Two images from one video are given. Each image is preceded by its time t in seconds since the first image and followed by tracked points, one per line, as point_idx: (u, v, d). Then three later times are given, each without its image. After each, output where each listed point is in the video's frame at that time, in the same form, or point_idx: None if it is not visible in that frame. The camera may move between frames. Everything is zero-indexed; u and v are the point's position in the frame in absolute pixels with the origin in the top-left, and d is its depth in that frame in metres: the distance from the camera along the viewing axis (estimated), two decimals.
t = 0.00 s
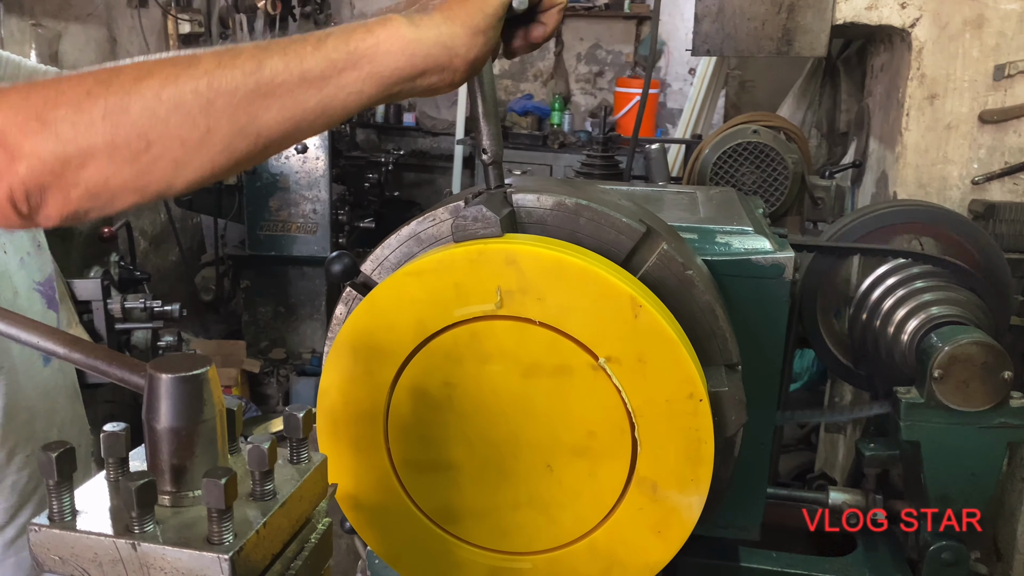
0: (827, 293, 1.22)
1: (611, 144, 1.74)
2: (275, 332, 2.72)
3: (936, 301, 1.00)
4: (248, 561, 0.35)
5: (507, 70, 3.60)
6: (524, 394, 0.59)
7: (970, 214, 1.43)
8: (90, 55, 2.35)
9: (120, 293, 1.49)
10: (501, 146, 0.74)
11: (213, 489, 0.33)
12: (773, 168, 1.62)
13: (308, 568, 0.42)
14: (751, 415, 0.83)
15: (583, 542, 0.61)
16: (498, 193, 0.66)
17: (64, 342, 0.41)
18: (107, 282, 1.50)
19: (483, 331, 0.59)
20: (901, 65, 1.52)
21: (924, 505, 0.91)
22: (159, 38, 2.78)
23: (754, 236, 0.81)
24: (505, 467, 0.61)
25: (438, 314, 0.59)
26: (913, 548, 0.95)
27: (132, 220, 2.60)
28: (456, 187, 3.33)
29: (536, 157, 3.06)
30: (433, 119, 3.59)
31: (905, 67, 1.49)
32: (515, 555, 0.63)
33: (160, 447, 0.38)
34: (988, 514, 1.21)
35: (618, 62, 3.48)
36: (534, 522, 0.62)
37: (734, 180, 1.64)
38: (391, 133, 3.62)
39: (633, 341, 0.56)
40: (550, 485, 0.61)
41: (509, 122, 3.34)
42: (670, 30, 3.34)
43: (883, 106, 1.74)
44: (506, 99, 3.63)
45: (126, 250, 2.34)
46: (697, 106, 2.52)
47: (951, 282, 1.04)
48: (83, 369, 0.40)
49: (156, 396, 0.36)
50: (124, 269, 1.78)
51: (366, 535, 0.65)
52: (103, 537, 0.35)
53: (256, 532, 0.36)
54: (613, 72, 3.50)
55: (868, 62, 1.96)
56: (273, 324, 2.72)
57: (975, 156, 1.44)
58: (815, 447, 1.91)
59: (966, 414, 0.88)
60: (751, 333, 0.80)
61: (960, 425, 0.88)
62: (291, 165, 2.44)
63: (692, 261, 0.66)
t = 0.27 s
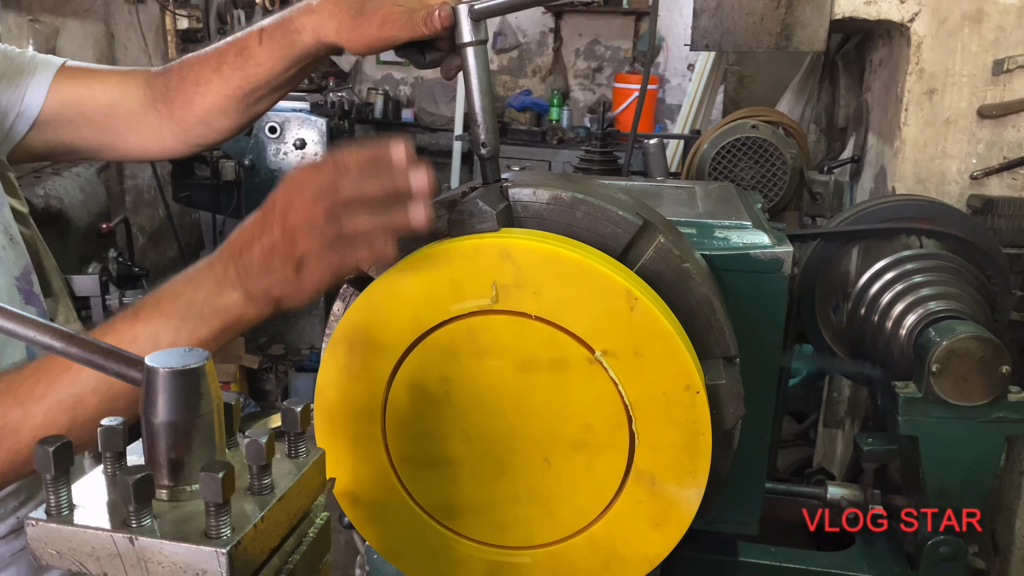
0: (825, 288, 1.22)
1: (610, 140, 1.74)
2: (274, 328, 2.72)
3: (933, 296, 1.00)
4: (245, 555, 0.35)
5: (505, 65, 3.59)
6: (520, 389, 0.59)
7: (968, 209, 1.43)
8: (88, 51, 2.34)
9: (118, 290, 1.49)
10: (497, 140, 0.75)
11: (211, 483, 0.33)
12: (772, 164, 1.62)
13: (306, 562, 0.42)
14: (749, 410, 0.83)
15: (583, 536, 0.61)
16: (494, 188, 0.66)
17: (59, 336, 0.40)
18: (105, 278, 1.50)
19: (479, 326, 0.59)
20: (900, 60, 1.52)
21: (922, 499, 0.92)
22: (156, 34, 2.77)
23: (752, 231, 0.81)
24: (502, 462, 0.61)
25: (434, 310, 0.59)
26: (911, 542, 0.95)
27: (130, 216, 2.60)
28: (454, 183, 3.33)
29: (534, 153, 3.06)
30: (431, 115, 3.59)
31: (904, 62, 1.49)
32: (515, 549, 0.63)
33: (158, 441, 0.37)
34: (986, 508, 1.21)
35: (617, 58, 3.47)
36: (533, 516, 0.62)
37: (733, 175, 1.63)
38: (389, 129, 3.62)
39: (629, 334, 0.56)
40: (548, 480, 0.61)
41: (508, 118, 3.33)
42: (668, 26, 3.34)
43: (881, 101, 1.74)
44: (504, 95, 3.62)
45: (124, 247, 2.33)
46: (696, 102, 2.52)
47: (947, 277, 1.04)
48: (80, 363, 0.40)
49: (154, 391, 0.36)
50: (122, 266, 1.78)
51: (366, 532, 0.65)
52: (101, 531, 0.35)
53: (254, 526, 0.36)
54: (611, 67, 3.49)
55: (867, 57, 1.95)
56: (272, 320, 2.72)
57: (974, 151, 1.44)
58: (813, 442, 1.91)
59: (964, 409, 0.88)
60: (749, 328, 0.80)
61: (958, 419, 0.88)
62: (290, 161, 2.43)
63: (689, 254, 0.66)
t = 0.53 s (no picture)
0: (825, 284, 1.22)
1: (610, 136, 1.74)
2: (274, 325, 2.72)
3: (933, 293, 1.00)
4: (246, 552, 0.35)
5: (505, 61, 3.58)
6: (521, 386, 0.60)
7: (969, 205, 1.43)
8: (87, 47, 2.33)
9: (118, 286, 1.49)
10: (497, 137, 0.74)
11: (212, 480, 0.33)
12: (772, 160, 1.62)
13: (306, 558, 0.42)
14: (749, 407, 0.83)
15: (582, 532, 0.61)
16: (493, 184, 0.66)
17: (60, 333, 0.40)
18: (106, 274, 1.50)
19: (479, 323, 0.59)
20: (900, 56, 1.51)
21: (921, 495, 0.92)
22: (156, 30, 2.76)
23: (752, 227, 0.81)
24: (502, 459, 0.61)
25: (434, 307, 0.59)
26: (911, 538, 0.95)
27: (130, 213, 2.60)
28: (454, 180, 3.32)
29: (534, 149, 3.05)
30: (431, 111, 3.58)
31: (904, 58, 1.49)
32: (514, 546, 0.63)
33: (159, 438, 0.38)
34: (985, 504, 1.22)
35: (617, 54, 3.47)
36: (533, 513, 0.62)
37: (733, 171, 1.63)
38: (389, 125, 3.61)
39: (629, 330, 0.57)
40: (548, 476, 0.61)
41: (508, 114, 3.33)
42: (668, 21, 3.33)
43: (881, 97, 1.73)
44: (504, 91, 3.61)
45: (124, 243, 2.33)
46: (697, 97, 2.51)
47: (947, 273, 1.04)
48: (81, 360, 0.40)
49: (154, 387, 0.36)
50: (122, 262, 1.78)
51: (366, 528, 0.65)
52: (102, 528, 0.35)
53: (255, 522, 0.36)
54: (611, 63, 3.48)
55: (867, 53, 1.95)
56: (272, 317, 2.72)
57: (974, 147, 1.44)
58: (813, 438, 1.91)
59: (964, 405, 0.88)
60: (749, 324, 0.80)
61: (957, 416, 0.89)
62: (289, 157, 2.43)
63: (689, 250, 0.66)
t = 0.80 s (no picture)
0: (826, 279, 1.22)
1: (611, 131, 1.73)
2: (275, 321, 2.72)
3: (935, 287, 1.00)
4: (246, 545, 0.35)
5: (505, 57, 3.56)
6: (522, 381, 0.59)
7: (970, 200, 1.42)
8: (87, 43, 2.33)
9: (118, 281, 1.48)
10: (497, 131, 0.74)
11: (211, 473, 0.33)
12: (773, 155, 1.61)
13: (306, 552, 0.42)
14: (751, 402, 0.83)
15: (583, 526, 0.61)
16: (494, 177, 0.66)
17: (59, 326, 0.40)
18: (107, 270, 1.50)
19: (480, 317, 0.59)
20: (903, 50, 1.51)
21: (923, 490, 0.91)
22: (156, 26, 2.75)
23: (754, 221, 0.81)
24: (503, 454, 0.61)
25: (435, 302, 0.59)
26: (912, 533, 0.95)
27: (131, 209, 2.60)
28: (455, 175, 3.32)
29: (535, 145, 3.05)
30: (432, 107, 3.57)
31: (906, 52, 1.48)
32: (515, 540, 0.63)
33: (158, 431, 0.37)
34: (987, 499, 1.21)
35: (618, 49, 3.46)
36: (533, 507, 0.62)
37: (734, 166, 1.63)
38: (390, 121, 3.60)
39: (631, 324, 0.56)
40: (550, 471, 0.61)
41: (509, 110, 3.33)
42: (669, 17, 3.32)
43: (883, 92, 1.73)
44: (505, 87, 3.60)
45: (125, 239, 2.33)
46: (698, 93, 2.50)
47: (949, 267, 1.04)
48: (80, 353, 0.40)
49: (154, 380, 0.36)
50: (123, 258, 1.78)
51: (366, 524, 0.65)
52: (101, 521, 0.35)
53: (255, 516, 0.36)
54: (613, 59, 3.47)
55: (869, 48, 1.94)
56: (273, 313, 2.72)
57: (976, 142, 1.43)
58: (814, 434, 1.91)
59: (966, 400, 0.88)
60: (751, 319, 0.80)
61: (959, 411, 0.88)
62: (290, 153, 2.43)
63: (690, 245, 0.66)
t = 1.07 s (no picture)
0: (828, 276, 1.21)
1: (612, 127, 1.73)
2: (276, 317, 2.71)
3: (937, 283, 0.99)
4: (246, 540, 0.35)
5: (506, 53, 3.55)
6: (523, 384, 0.59)
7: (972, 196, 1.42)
8: (88, 39, 2.32)
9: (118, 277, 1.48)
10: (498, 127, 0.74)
11: (212, 468, 0.33)
12: (775, 150, 1.61)
13: (306, 548, 0.42)
14: (752, 398, 0.83)
15: (586, 525, 0.61)
16: (495, 173, 0.66)
17: (60, 321, 0.40)
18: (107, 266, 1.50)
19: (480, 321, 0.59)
20: (904, 46, 1.50)
21: (924, 486, 0.91)
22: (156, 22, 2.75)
23: (755, 217, 0.81)
24: (505, 455, 0.61)
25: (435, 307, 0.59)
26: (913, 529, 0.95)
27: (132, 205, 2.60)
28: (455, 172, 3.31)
29: (536, 141, 3.05)
30: (432, 103, 3.56)
31: (908, 47, 1.48)
32: (517, 541, 0.63)
33: (158, 426, 0.37)
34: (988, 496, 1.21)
35: (619, 45, 3.45)
36: (535, 508, 0.62)
37: (735, 162, 1.63)
38: (391, 118, 3.60)
39: (632, 325, 0.56)
40: (552, 472, 0.61)
41: (509, 106, 3.33)
42: (670, 13, 3.31)
43: (884, 88, 1.72)
44: (505, 83, 3.58)
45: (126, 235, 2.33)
46: (699, 89, 2.50)
47: (950, 263, 1.04)
48: (80, 350, 0.40)
49: (154, 375, 0.36)
50: (124, 254, 1.78)
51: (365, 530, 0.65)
52: (102, 516, 0.35)
53: (254, 511, 0.36)
54: (614, 55, 3.47)
55: (871, 43, 1.94)
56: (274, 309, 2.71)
57: (978, 137, 1.43)
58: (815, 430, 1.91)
59: (967, 395, 0.88)
60: (752, 314, 0.80)
61: (960, 407, 0.88)
62: (291, 149, 2.42)
63: (691, 241, 0.66)
